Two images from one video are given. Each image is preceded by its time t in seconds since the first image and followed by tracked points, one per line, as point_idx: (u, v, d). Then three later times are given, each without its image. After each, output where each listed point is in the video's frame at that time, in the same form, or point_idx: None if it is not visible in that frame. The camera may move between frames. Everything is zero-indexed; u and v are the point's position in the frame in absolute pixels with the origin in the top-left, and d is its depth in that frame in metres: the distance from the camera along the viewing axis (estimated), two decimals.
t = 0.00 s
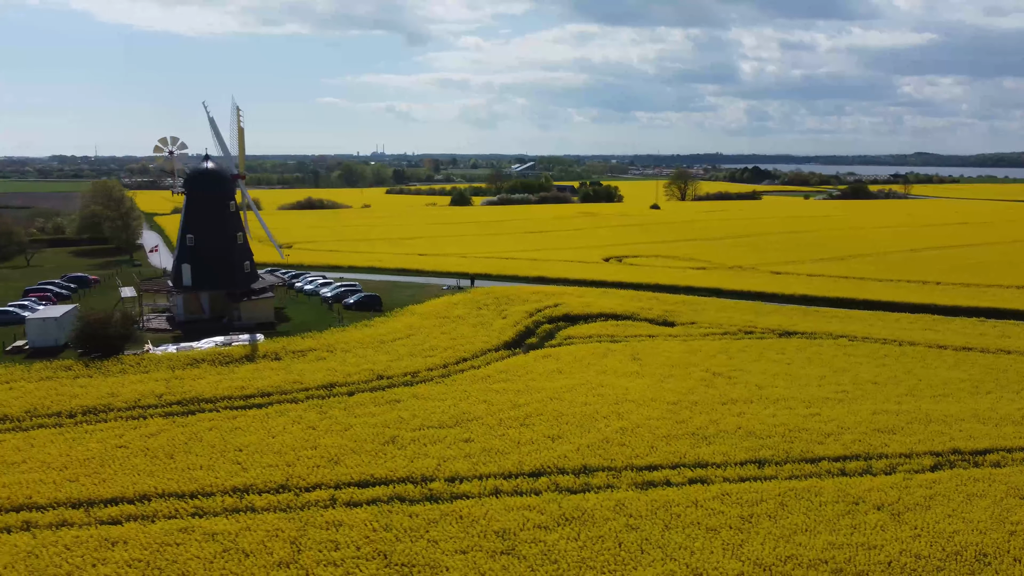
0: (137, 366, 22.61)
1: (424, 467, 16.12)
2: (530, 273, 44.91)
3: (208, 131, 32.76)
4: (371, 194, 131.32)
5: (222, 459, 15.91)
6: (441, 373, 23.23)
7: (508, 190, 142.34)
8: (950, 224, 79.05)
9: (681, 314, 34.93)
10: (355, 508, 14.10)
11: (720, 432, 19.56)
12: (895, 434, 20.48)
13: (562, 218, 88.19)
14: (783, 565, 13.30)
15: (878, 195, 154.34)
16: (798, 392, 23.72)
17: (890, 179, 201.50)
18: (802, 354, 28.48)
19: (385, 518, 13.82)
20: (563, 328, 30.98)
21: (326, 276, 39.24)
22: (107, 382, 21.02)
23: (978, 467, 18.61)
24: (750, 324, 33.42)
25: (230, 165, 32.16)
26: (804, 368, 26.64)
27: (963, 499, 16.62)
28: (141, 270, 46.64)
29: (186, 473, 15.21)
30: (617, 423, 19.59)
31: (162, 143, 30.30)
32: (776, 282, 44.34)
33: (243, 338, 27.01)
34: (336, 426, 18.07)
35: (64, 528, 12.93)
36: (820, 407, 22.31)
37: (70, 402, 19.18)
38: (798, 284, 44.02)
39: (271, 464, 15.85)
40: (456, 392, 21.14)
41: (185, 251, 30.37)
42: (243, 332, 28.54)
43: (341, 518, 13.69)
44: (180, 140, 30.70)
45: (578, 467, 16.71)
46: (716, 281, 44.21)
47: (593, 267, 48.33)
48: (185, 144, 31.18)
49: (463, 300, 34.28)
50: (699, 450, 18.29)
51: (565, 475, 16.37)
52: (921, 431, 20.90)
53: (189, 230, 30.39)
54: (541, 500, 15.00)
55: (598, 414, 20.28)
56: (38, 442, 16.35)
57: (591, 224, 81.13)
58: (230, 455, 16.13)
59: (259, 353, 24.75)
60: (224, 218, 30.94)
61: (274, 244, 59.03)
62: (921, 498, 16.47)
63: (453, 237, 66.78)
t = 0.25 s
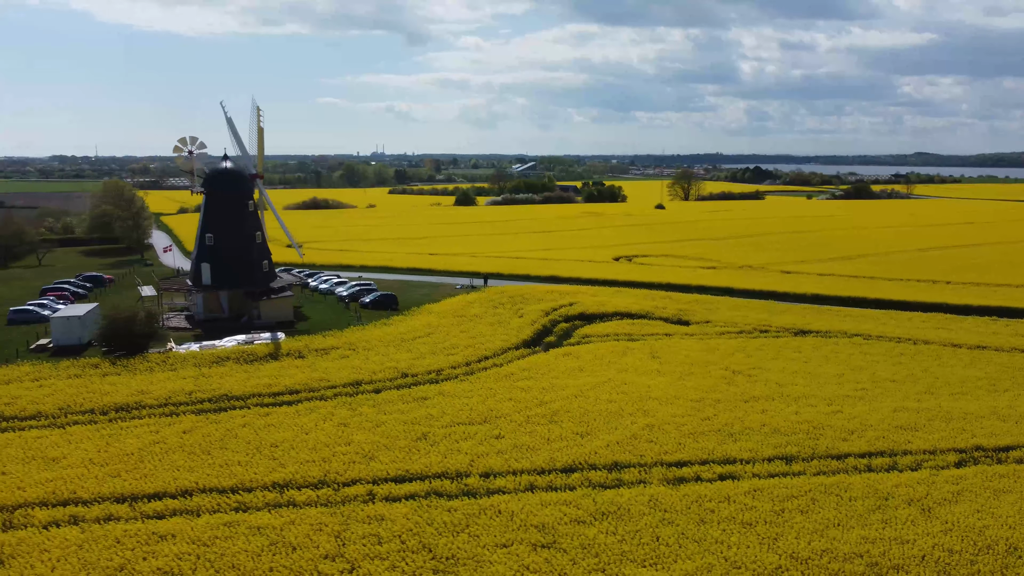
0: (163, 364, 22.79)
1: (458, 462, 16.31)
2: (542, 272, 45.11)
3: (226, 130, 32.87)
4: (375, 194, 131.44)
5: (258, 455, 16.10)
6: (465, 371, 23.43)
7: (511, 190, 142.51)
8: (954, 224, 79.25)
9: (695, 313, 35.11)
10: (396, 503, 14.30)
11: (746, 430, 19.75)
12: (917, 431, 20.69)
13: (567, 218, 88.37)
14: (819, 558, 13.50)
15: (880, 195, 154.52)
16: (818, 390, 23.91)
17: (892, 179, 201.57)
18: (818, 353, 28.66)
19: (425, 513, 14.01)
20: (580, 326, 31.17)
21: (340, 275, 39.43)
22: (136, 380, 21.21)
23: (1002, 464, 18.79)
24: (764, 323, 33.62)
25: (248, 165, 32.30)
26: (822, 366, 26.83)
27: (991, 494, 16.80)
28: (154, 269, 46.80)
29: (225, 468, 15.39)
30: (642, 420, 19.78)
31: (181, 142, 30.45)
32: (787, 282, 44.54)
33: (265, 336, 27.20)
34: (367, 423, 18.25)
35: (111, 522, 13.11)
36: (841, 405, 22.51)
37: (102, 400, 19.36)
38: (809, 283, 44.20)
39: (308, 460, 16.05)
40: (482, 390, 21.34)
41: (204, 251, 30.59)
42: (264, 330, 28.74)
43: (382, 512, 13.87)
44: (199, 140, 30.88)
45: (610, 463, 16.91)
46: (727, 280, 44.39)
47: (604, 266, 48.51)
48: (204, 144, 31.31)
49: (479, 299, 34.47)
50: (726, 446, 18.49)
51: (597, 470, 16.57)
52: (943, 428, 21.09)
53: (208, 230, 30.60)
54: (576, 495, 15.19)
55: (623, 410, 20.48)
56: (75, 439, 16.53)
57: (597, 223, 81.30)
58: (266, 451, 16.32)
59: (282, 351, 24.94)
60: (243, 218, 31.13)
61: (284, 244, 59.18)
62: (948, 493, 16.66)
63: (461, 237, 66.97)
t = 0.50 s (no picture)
0: (190, 360, 22.96)
1: (494, 456, 16.50)
2: (553, 271, 45.30)
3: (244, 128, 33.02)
4: (377, 194, 131.53)
5: (297, 449, 16.29)
6: (489, 367, 23.61)
7: (513, 189, 142.65)
8: (958, 223, 79.50)
9: (710, 310, 35.32)
10: (438, 495, 14.49)
11: (772, 425, 19.96)
12: (941, 425, 20.91)
13: (572, 217, 88.55)
14: (857, 549, 13.70)
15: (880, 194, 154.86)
16: (838, 386, 24.13)
17: (890, 178, 201.60)
18: (835, 349, 28.88)
19: (468, 504, 14.20)
20: (597, 324, 31.37)
21: (354, 273, 39.58)
22: (165, 376, 21.38)
23: None
24: (779, 320, 33.84)
25: (266, 163, 32.47)
26: (841, 363, 27.04)
27: (1019, 486, 17.01)
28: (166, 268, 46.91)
29: (266, 462, 15.58)
30: (670, 416, 19.98)
31: (201, 141, 30.63)
32: (797, 280, 44.76)
33: (286, 334, 27.36)
34: (400, 418, 18.44)
35: (160, 514, 13.29)
36: (863, 400, 22.73)
37: (135, 395, 19.53)
38: (819, 281, 44.41)
39: (346, 453, 16.24)
40: (508, 385, 21.51)
41: (224, 249, 30.75)
42: (284, 327, 28.91)
43: (426, 504, 14.05)
44: (217, 138, 31.07)
45: (642, 456, 17.11)
46: (738, 278, 44.61)
47: (614, 265, 48.71)
48: (223, 142, 31.45)
49: (495, 297, 34.65)
50: (754, 440, 18.70)
51: (631, 464, 16.76)
52: (966, 423, 21.31)
53: (228, 228, 30.76)
54: (613, 487, 15.39)
55: (649, 405, 20.68)
56: (114, 433, 16.70)
57: (601, 222, 81.48)
58: (304, 445, 16.51)
59: (306, 348, 25.12)
60: (262, 216, 31.30)
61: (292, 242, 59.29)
62: (978, 485, 16.87)
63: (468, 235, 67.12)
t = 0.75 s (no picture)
0: (214, 356, 23.09)
1: (526, 449, 16.64)
2: (563, 269, 45.46)
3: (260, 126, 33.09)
4: (379, 193, 131.68)
5: (331, 442, 16.43)
6: (511, 363, 23.75)
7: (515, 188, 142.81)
8: (963, 221, 79.68)
9: (723, 307, 35.49)
10: (475, 486, 14.63)
11: (796, 419, 20.12)
12: (962, 419, 21.08)
13: (576, 216, 88.70)
14: (893, 539, 13.85)
15: (882, 193, 155.06)
16: (857, 381, 24.30)
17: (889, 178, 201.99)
18: (850, 346, 29.05)
19: (505, 495, 14.35)
20: (613, 320, 31.52)
21: (367, 271, 39.71)
22: (191, 371, 21.52)
23: None
24: (792, 317, 34.01)
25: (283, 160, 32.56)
26: (858, 359, 27.19)
27: None
28: (177, 266, 47.06)
29: (302, 454, 15.72)
30: (695, 410, 20.13)
31: (219, 139, 30.70)
32: (807, 278, 44.94)
33: (306, 330, 27.48)
34: (430, 412, 18.58)
35: (202, 505, 13.41)
36: (884, 395, 22.90)
37: (164, 389, 19.67)
38: (829, 279, 44.58)
39: (380, 446, 16.37)
40: (532, 380, 21.66)
41: (242, 246, 30.87)
42: (303, 324, 29.03)
43: (463, 495, 14.19)
44: (235, 136, 31.18)
45: (672, 450, 17.26)
46: (748, 276, 44.82)
47: (623, 263, 48.86)
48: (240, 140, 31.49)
49: (509, 295, 34.79)
50: (780, 434, 18.85)
51: (661, 457, 16.91)
52: (987, 417, 21.47)
53: (246, 226, 30.87)
54: (647, 480, 15.54)
55: (673, 400, 20.83)
56: (148, 427, 16.81)
57: (606, 221, 81.65)
58: (337, 438, 16.65)
59: (327, 344, 25.25)
60: (280, 214, 31.41)
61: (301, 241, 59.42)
62: (1004, 478, 17.02)
63: (474, 234, 67.27)
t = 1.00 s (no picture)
0: (243, 350, 23.24)
1: (563, 439, 16.79)
2: (577, 265, 45.63)
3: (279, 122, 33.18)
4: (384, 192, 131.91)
5: (371, 432, 16.58)
6: (537, 356, 23.92)
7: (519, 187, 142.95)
8: (969, 220, 79.78)
9: (739, 303, 35.65)
10: (518, 475, 14.77)
11: (824, 411, 20.26)
12: (988, 412, 21.23)
13: (583, 214, 88.87)
14: (934, 526, 13.99)
15: (885, 193, 155.11)
16: (880, 375, 24.44)
17: (892, 177, 202.22)
18: (870, 341, 29.18)
19: (548, 483, 14.50)
20: (632, 316, 31.67)
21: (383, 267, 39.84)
22: (222, 364, 21.67)
23: None
24: (809, 313, 34.15)
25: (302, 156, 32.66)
26: (878, 354, 27.33)
27: None
28: (191, 262, 47.23)
29: (344, 444, 15.86)
30: (724, 402, 20.27)
31: (240, 135, 30.70)
32: (819, 275, 45.08)
33: (329, 325, 27.62)
34: (463, 403, 18.73)
35: (252, 492, 13.55)
36: (909, 388, 23.03)
37: (198, 382, 19.82)
38: (843, 276, 44.72)
39: (418, 436, 16.52)
40: (561, 373, 21.81)
41: (263, 242, 31.02)
42: (326, 318, 29.18)
43: (507, 483, 14.33)
44: (257, 133, 31.20)
45: (706, 440, 17.40)
46: (761, 273, 44.97)
47: (636, 260, 49.02)
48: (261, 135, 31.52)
49: (527, 291, 34.94)
50: (811, 426, 18.99)
51: (696, 447, 17.05)
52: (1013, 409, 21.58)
53: (267, 221, 31.02)
54: (685, 469, 15.68)
55: (701, 393, 20.98)
56: (188, 418, 16.96)
57: (613, 220, 81.80)
58: (376, 429, 16.79)
59: (352, 338, 25.38)
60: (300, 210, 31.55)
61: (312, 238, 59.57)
62: None
63: (483, 232, 67.42)
